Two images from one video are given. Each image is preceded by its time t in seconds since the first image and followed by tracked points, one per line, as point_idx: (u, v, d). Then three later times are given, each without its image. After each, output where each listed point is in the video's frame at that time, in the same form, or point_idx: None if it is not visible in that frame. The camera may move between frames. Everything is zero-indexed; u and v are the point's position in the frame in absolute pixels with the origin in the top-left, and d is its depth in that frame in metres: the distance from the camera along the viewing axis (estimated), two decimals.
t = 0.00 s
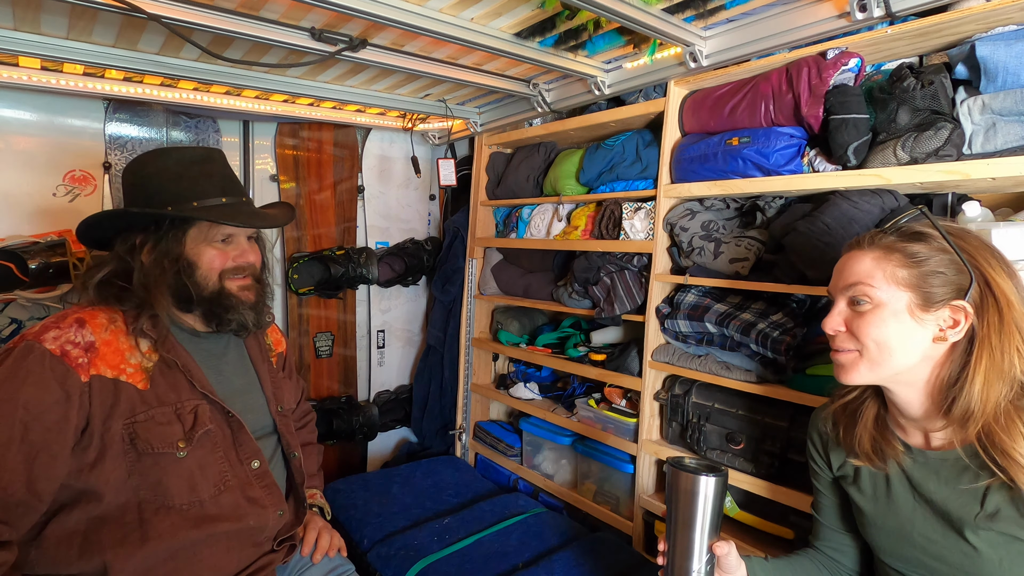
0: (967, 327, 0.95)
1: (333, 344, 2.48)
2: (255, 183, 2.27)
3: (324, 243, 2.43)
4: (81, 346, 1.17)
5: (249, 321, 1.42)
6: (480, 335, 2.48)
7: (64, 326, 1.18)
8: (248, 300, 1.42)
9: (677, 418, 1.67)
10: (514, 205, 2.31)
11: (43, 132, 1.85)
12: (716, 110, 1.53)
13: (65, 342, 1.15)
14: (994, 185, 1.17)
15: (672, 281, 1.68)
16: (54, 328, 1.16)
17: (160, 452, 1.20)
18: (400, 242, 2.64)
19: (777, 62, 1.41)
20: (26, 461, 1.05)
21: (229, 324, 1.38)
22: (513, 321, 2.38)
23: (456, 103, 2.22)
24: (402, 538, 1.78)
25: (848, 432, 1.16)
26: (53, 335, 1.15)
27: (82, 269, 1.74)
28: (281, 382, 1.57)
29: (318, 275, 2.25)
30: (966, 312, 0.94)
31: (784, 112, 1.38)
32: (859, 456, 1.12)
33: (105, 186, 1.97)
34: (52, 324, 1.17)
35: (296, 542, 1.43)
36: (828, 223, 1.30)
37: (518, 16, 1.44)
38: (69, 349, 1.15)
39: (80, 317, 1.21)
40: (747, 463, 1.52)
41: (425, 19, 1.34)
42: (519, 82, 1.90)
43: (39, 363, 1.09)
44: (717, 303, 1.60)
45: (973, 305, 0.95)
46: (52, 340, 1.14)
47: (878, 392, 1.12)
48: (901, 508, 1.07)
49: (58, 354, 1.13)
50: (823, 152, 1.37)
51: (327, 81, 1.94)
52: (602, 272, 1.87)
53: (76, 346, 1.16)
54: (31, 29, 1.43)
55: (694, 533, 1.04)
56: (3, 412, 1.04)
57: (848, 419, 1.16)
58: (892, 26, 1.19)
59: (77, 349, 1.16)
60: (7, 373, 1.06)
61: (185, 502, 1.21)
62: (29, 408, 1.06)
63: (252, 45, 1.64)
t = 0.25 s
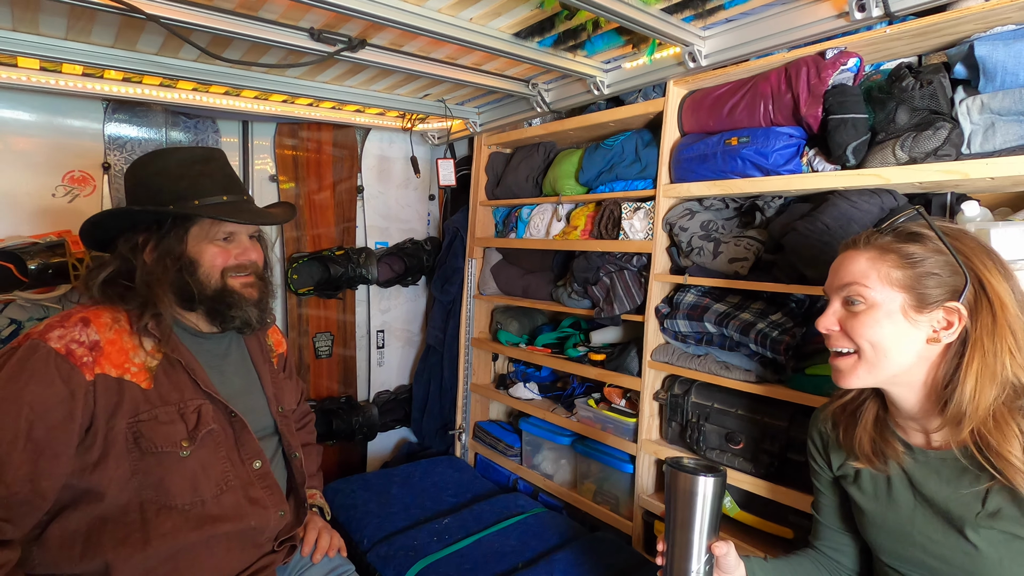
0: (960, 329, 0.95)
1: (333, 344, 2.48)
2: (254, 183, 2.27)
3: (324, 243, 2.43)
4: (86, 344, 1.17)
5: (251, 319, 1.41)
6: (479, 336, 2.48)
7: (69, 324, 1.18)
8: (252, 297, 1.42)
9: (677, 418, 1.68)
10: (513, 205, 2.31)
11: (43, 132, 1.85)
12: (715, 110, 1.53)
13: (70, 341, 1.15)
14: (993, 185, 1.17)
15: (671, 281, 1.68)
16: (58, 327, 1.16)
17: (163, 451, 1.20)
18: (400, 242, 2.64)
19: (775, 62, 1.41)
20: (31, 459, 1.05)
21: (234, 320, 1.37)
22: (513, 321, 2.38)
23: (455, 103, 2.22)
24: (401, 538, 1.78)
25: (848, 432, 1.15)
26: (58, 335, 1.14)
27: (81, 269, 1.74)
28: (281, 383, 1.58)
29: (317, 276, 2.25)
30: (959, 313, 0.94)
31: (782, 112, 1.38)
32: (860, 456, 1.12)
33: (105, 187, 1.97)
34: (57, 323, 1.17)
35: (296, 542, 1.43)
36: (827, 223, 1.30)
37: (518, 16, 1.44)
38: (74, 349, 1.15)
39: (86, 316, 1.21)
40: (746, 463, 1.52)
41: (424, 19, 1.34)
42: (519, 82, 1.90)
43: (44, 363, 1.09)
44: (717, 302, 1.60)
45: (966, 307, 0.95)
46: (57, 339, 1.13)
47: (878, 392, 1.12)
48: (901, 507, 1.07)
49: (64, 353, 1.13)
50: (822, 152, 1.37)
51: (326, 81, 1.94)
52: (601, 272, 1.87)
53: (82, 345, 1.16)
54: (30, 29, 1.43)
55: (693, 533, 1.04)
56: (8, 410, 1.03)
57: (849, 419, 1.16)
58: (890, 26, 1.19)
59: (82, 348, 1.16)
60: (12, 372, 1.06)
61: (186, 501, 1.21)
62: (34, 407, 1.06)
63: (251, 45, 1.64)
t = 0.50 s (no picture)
0: (963, 330, 0.95)
1: (332, 343, 2.47)
2: (253, 182, 2.27)
3: (322, 242, 2.42)
4: (83, 339, 1.16)
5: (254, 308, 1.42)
6: (479, 335, 2.48)
7: (65, 320, 1.17)
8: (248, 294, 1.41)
9: (676, 417, 1.67)
10: (512, 204, 2.31)
11: (40, 131, 1.84)
12: (715, 108, 1.52)
13: (66, 335, 1.15)
14: (993, 183, 1.17)
15: (671, 280, 1.68)
16: (54, 322, 1.16)
17: (161, 444, 1.19)
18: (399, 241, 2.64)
19: (775, 61, 1.40)
20: (30, 454, 1.06)
21: (227, 316, 1.35)
22: (512, 320, 2.37)
23: (455, 101, 2.22)
24: (401, 538, 1.77)
25: (849, 431, 1.15)
26: (54, 331, 1.14)
27: (79, 268, 1.73)
28: (280, 382, 1.57)
29: (316, 275, 2.25)
30: (962, 313, 0.94)
31: (782, 111, 1.38)
32: (860, 455, 1.12)
33: (103, 186, 1.96)
34: (53, 319, 1.17)
35: (295, 542, 1.43)
36: (827, 222, 1.29)
37: (516, 14, 1.44)
38: (70, 343, 1.14)
39: (81, 311, 1.21)
40: (746, 462, 1.51)
41: (422, 17, 1.33)
42: (518, 80, 1.90)
43: (39, 358, 1.09)
44: (716, 301, 1.60)
45: (970, 308, 0.95)
46: (53, 334, 1.13)
47: (879, 391, 1.12)
48: (900, 507, 1.07)
49: (60, 348, 1.13)
50: (822, 152, 1.36)
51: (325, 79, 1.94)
52: (600, 271, 1.87)
53: (77, 339, 1.16)
54: (27, 27, 1.42)
55: (692, 533, 1.03)
56: (7, 406, 1.04)
57: (849, 418, 1.16)
58: (890, 24, 1.19)
59: (77, 342, 1.16)
60: (10, 367, 1.06)
61: (186, 496, 1.20)
62: (32, 402, 1.06)
63: (249, 44, 1.63)
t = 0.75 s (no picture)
0: (973, 330, 0.95)
1: (330, 343, 2.47)
2: (251, 182, 2.26)
3: (321, 242, 2.42)
4: (77, 338, 1.16)
5: (220, 309, 1.39)
6: (478, 334, 2.48)
7: (59, 318, 1.17)
8: (214, 297, 1.38)
9: (675, 417, 1.67)
10: (511, 203, 2.30)
11: (37, 130, 1.84)
12: (714, 107, 1.52)
13: (61, 334, 1.15)
14: (992, 182, 1.17)
15: (670, 279, 1.68)
16: (49, 320, 1.16)
17: (156, 443, 1.19)
18: (398, 240, 2.64)
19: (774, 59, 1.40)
20: (26, 452, 1.05)
21: (180, 319, 1.32)
22: (512, 319, 2.37)
23: (453, 100, 2.21)
24: (399, 538, 1.77)
25: (850, 428, 1.15)
26: (48, 329, 1.14)
27: (77, 267, 1.71)
28: (278, 381, 1.57)
29: (314, 275, 2.24)
30: (973, 313, 0.94)
31: (781, 109, 1.37)
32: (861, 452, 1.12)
33: (100, 185, 1.95)
34: (48, 318, 1.17)
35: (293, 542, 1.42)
36: (826, 221, 1.29)
37: (515, 13, 1.44)
38: (65, 341, 1.14)
39: (75, 310, 1.20)
40: (745, 462, 1.51)
41: (420, 15, 1.33)
42: (516, 79, 1.89)
43: (35, 356, 1.09)
44: (715, 300, 1.59)
45: (981, 307, 0.95)
46: (47, 332, 1.13)
47: (880, 389, 1.11)
48: (901, 506, 1.07)
49: (55, 347, 1.13)
50: (821, 150, 1.36)
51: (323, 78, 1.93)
52: (599, 270, 1.86)
53: (72, 338, 1.16)
54: (23, 26, 1.42)
55: (692, 532, 1.03)
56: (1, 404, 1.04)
57: (850, 416, 1.16)
58: (889, 22, 1.19)
59: (72, 340, 1.15)
60: (4, 365, 1.06)
61: (182, 495, 1.20)
62: (28, 400, 1.06)
63: (247, 42, 1.62)
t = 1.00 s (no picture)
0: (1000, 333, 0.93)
1: (331, 342, 2.47)
2: (251, 181, 2.26)
3: (321, 241, 2.41)
4: (78, 337, 1.16)
5: (221, 312, 1.38)
6: (478, 333, 2.47)
7: (60, 317, 1.17)
8: (215, 300, 1.37)
9: (676, 416, 1.67)
10: (512, 202, 2.30)
11: (39, 128, 1.83)
12: (715, 106, 1.52)
13: (62, 333, 1.15)
14: (994, 182, 1.17)
15: (671, 278, 1.67)
16: (50, 319, 1.16)
17: (157, 442, 1.19)
18: (398, 239, 2.64)
19: (776, 58, 1.40)
20: (27, 451, 1.05)
21: (182, 321, 1.32)
22: (512, 318, 2.36)
23: (454, 99, 2.21)
24: (400, 537, 1.77)
25: (850, 428, 1.15)
26: (49, 328, 1.14)
27: (78, 266, 1.72)
28: (279, 379, 1.57)
29: (315, 273, 2.26)
30: (1003, 317, 0.92)
31: (783, 108, 1.37)
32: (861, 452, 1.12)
33: (101, 184, 1.95)
34: (49, 316, 1.17)
35: (294, 540, 1.42)
36: (828, 220, 1.29)
37: (516, 12, 1.44)
38: (66, 340, 1.14)
39: (76, 309, 1.20)
40: (746, 461, 1.51)
41: (421, 14, 1.32)
42: (518, 78, 1.89)
43: (36, 355, 1.09)
44: (717, 300, 1.59)
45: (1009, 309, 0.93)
46: (49, 331, 1.14)
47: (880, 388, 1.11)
48: (901, 506, 1.07)
49: (56, 345, 1.13)
50: (823, 149, 1.36)
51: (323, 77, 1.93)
52: (600, 269, 1.86)
53: (73, 337, 1.16)
54: (24, 24, 1.42)
55: (693, 531, 1.03)
56: (3, 402, 1.04)
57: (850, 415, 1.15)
58: (892, 21, 1.18)
59: (74, 339, 1.16)
60: (5, 364, 1.06)
61: (183, 494, 1.20)
62: (29, 399, 1.06)
63: (248, 41, 1.62)
